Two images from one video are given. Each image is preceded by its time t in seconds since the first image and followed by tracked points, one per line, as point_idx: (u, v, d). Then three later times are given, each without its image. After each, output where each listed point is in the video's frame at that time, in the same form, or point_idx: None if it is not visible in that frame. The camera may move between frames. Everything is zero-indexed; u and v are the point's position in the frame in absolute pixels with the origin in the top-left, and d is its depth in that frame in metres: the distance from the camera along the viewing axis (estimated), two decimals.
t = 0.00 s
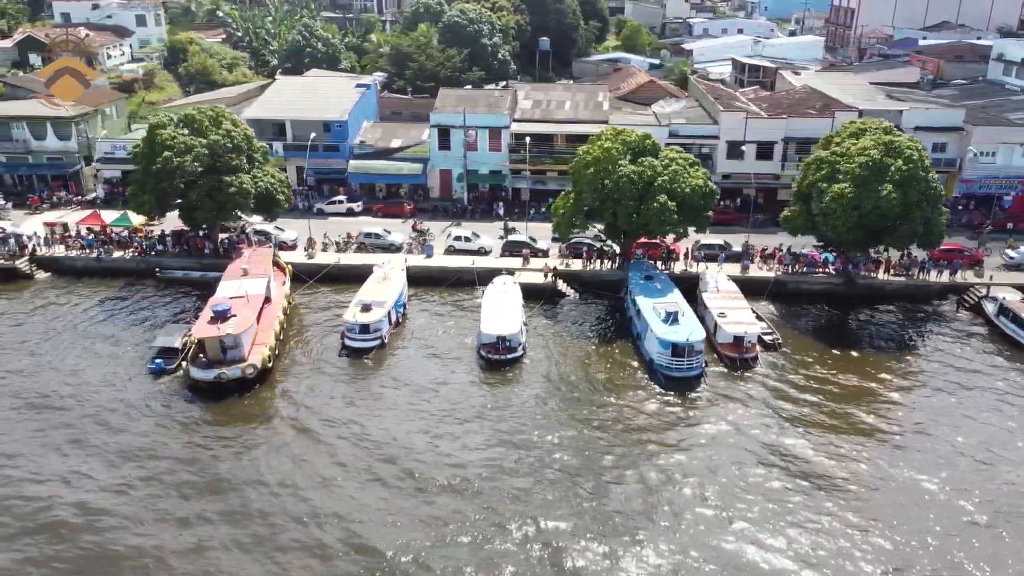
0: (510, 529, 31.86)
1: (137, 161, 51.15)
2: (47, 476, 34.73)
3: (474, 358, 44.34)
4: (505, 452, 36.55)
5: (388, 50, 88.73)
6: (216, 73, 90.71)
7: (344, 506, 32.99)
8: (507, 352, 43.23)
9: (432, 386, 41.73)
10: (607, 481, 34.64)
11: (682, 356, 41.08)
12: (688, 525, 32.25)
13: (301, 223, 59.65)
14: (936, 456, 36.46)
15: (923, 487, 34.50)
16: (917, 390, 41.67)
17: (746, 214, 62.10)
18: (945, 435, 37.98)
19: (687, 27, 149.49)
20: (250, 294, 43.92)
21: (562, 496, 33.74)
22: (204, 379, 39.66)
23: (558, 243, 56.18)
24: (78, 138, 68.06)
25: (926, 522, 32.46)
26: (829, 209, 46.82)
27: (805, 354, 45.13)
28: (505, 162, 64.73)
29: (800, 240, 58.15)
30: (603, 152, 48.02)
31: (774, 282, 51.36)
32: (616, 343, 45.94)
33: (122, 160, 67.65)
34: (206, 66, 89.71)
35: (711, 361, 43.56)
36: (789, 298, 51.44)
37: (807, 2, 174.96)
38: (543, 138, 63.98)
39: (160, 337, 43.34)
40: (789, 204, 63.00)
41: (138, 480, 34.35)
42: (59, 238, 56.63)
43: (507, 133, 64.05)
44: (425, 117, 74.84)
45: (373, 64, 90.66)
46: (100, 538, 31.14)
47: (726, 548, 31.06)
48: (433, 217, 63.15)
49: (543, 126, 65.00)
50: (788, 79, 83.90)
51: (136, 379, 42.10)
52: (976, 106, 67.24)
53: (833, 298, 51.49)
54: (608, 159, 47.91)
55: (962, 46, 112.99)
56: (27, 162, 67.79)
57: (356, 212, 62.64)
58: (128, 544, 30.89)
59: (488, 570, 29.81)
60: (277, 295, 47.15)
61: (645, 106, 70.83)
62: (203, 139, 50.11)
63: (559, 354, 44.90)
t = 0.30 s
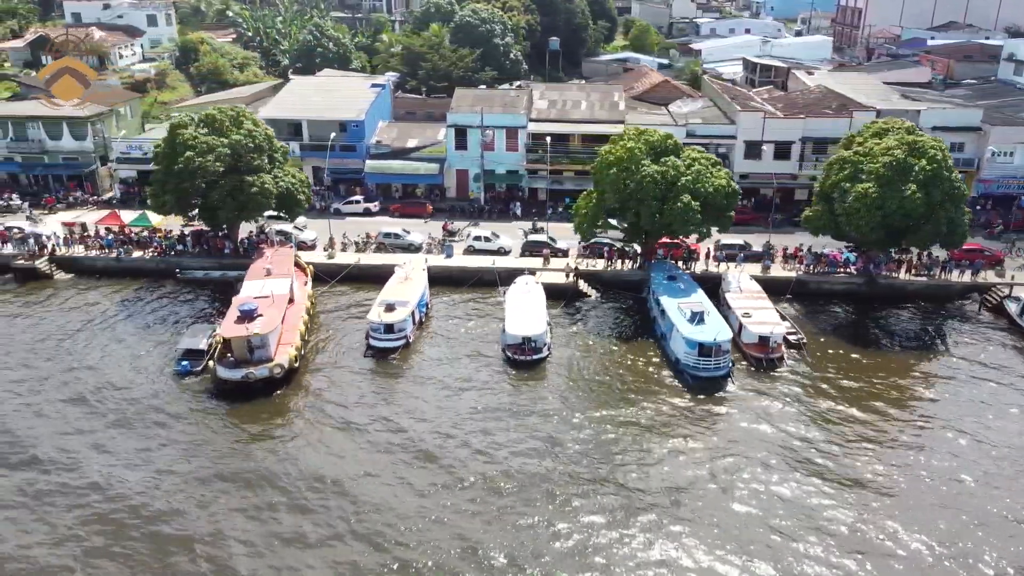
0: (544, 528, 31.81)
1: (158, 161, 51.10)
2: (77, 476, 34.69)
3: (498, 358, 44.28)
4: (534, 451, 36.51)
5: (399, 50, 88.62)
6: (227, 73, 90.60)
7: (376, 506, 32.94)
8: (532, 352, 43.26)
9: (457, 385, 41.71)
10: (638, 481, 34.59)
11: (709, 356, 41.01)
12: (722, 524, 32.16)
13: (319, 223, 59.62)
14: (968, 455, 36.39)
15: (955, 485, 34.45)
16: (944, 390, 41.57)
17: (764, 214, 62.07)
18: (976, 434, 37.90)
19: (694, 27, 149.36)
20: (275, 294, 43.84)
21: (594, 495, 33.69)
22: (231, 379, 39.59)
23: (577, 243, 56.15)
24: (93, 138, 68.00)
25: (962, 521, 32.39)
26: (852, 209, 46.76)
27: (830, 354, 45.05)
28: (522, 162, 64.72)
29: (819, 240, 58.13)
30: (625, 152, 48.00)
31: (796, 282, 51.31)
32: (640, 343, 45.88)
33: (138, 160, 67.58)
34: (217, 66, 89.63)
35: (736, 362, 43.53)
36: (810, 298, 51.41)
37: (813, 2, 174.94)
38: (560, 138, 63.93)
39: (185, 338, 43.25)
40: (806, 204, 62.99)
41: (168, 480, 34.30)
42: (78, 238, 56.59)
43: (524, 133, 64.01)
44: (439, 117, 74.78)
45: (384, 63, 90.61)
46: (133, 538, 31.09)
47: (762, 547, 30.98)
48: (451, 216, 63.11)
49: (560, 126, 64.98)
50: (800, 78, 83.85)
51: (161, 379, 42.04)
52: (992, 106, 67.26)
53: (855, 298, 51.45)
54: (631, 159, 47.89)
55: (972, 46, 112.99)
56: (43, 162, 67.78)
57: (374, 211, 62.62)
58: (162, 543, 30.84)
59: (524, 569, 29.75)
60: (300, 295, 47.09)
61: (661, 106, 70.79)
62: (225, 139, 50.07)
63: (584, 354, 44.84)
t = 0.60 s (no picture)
0: (578, 527, 31.76)
1: (179, 161, 51.04)
2: (109, 476, 34.65)
3: (523, 357, 44.24)
4: (564, 450, 36.47)
5: (411, 50, 88.58)
6: (239, 73, 90.53)
7: (410, 505, 32.89)
8: (558, 352, 43.20)
9: (483, 385, 41.70)
10: (670, 480, 34.53)
11: (737, 356, 40.98)
12: (758, 523, 32.11)
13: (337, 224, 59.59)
14: (1000, 454, 36.35)
15: (987, 484, 34.40)
16: (971, 389, 41.50)
17: (782, 214, 62.06)
18: (1006, 433, 37.86)
19: (702, 27, 149.36)
20: (300, 294, 43.82)
21: (627, 494, 33.64)
22: (259, 379, 39.57)
23: (597, 243, 56.11)
24: (109, 138, 67.92)
25: (998, 520, 32.32)
26: (876, 208, 46.74)
27: (855, 353, 45.05)
28: (539, 162, 64.71)
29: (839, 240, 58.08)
30: (648, 152, 47.98)
31: (818, 282, 51.30)
32: (664, 343, 45.82)
33: (155, 160, 67.54)
34: (229, 66, 89.58)
35: (762, 362, 43.50)
36: (832, 298, 51.40)
37: (819, 2, 174.94)
38: (578, 137, 63.90)
39: (211, 339, 43.19)
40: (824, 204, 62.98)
41: (200, 480, 34.27)
42: (97, 238, 56.51)
43: (541, 133, 64.06)
44: (454, 117, 74.74)
45: (396, 63, 90.56)
46: (167, 538, 31.03)
47: (798, 546, 30.92)
48: (468, 216, 63.05)
49: (577, 126, 64.97)
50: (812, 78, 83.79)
51: (187, 379, 41.98)
52: (1008, 106, 67.25)
53: (876, 298, 51.43)
54: (654, 159, 47.87)
55: (981, 46, 113.03)
56: (59, 162, 67.83)
57: (391, 212, 62.59)
58: (197, 543, 30.78)
59: (562, 567, 29.70)
60: (323, 295, 47.05)
61: (676, 106, 70.80)
62: (246, 139, 50.00)
63: (609, 354, 44.79)
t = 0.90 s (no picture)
0: (614, 526, 31.67)
1: (201, 161, 50.95)
2: (141, 477, 34.57)
3: (549, 357, 44.14)
4: (595, 450, 36.38)
5: (424, 50, 88.58)
6: (251, 73, 90.51)
7: (444, 505, 32.79)
8: (584, 352, 43.02)
9: (511, 384, 41.62)
10: (703, 479, 34.43)
11: (765, 356, 40.92)
12: (794, 522, 32.02)
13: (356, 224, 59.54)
14: None
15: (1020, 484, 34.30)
16: (999, 389, 41.43)
17: (801, 214, 62.03)
18: None
19: (709, 27, 149.37)
20: (325, 294, 43.79)
21: (661, 494, 33.54)
22: (287, 379, 39.55)
23: (617, 243, 56.08)
24: (125, 138, 67.83)
25: None
26: (899, 208, 46.69)
27: (880, 353, 44.96)
28: (556, 162, 64.68)
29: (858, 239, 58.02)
30: (672, 152, 47.93)
31: (839, 282, 51.27)
32: (689, 343, 45.75)
33: (171, 160, 67.53)
34: (241, 66, 89.58)
35: (788, 363, 43.47)
36: (854, 298, 51.36)
37: (826, 2, 174.87)
38: (595, 137, 63.84)
39: (236, 339, 43.14)
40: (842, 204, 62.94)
41: (233, 480, 34.18)
42: (117, 237, 56.53)
43: (559, 133, 64.04)
44: (469, 117, 74.68)
45: (408, 63, 90.51)
46: (203, 538, 30.94)
47: (836, 545, 30.84)
48: (485, 216, 62.99)
49: (594, 126, 64.92)
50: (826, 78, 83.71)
51: (213, 380, 41.90)
52: None
53: (898, 298, 51.40)
54: (678, 159, 47.83)
55: (991, 46, 112.95)
56: (75, 162, 67.97)
57: (409, 212, 62.56)
58: (233, 543, 30.69)
59: (601, 567, 29.63)
60: (347, 294, 47.02)
61: (692, 106, 70.75)
62: (268, 139, 49.95)
63: (633, 353, 44.74)
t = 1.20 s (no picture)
0: (650, 525, 31.63)
1: (223, 161, 50.90)
2: (173, 477, 34.54)
3: (574, 357, 44.13)
4: (626, 449, 36.32)
5: (437, 50, 88.54)
6: (263, 73, 90.45)
7: (478, 504, 32.74)
8: (610, 352, 43.03)
9: (538, 384, 41.56)
10: (736, 478, 34.40)
11: (792, 356, 40.94)
12: (828, 520, 31.97)
13: (375, 224, 59.51)
14: None
15: None
16: None
17: (819, 214, 62.00)
18: None
19: (717, 27, 149.35)
20: (351, 294, 43.80)
21: (695, 493, 33.47)
22: (316, 378, 39.55)
23: (637, 243, 56.04)
24: (141, 138, 67.78)
25: None
26: (923, 208, 46.66)
27: (905, 353, 44.91)
28: (573, 162, 64.66)
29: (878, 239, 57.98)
30: (696, 152, 47.91)
31: (861, 282, 51.23)
32: (713, 342, 45.70)
33: (187, 160, 67.48)
34: (253, 66, 89.53)
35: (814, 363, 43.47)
36: (876, 298, 51.33)
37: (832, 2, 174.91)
38: (613, 137, 63.81)
39: (263, 338, 43.13)
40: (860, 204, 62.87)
41: (265, 480, 34.11)
42: (136, 237, 56.49)
43: (576, 133, 64.03)
44: (484, 117, 74.66)
45: (420, 63, 90.46)
46: (238, 537, 30.92)
47: (872, 543, 30.77)
48: (503, 216, 62.93)
49: (611, 126, 64.89)
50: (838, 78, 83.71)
51: (239, 380, 41.84)
52: None
53: (920, 298, 51.36)
54: (701, 159, 47.81)
55: (1000, 46, 112.96)
56: (91, 161, 67.92)
57: (426, 212, 62.52)
58: (269, 542, 30.62)
59: (639, 566, 29.57)
60: (371, 294, 47.01)
61: (707, 107, 70.71)
62: (290, 139, 49.91)
63: (658, 353, 44.71)
